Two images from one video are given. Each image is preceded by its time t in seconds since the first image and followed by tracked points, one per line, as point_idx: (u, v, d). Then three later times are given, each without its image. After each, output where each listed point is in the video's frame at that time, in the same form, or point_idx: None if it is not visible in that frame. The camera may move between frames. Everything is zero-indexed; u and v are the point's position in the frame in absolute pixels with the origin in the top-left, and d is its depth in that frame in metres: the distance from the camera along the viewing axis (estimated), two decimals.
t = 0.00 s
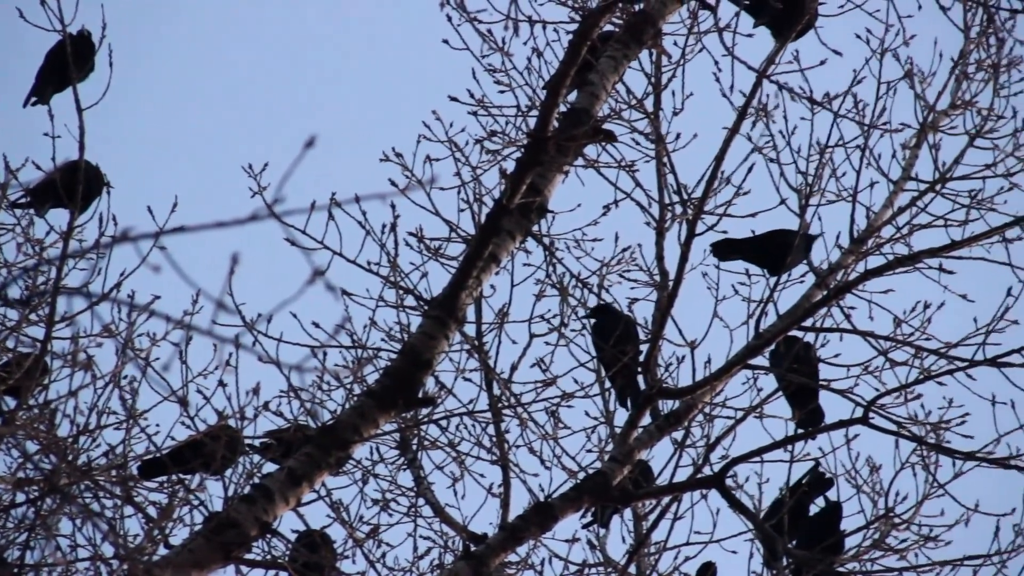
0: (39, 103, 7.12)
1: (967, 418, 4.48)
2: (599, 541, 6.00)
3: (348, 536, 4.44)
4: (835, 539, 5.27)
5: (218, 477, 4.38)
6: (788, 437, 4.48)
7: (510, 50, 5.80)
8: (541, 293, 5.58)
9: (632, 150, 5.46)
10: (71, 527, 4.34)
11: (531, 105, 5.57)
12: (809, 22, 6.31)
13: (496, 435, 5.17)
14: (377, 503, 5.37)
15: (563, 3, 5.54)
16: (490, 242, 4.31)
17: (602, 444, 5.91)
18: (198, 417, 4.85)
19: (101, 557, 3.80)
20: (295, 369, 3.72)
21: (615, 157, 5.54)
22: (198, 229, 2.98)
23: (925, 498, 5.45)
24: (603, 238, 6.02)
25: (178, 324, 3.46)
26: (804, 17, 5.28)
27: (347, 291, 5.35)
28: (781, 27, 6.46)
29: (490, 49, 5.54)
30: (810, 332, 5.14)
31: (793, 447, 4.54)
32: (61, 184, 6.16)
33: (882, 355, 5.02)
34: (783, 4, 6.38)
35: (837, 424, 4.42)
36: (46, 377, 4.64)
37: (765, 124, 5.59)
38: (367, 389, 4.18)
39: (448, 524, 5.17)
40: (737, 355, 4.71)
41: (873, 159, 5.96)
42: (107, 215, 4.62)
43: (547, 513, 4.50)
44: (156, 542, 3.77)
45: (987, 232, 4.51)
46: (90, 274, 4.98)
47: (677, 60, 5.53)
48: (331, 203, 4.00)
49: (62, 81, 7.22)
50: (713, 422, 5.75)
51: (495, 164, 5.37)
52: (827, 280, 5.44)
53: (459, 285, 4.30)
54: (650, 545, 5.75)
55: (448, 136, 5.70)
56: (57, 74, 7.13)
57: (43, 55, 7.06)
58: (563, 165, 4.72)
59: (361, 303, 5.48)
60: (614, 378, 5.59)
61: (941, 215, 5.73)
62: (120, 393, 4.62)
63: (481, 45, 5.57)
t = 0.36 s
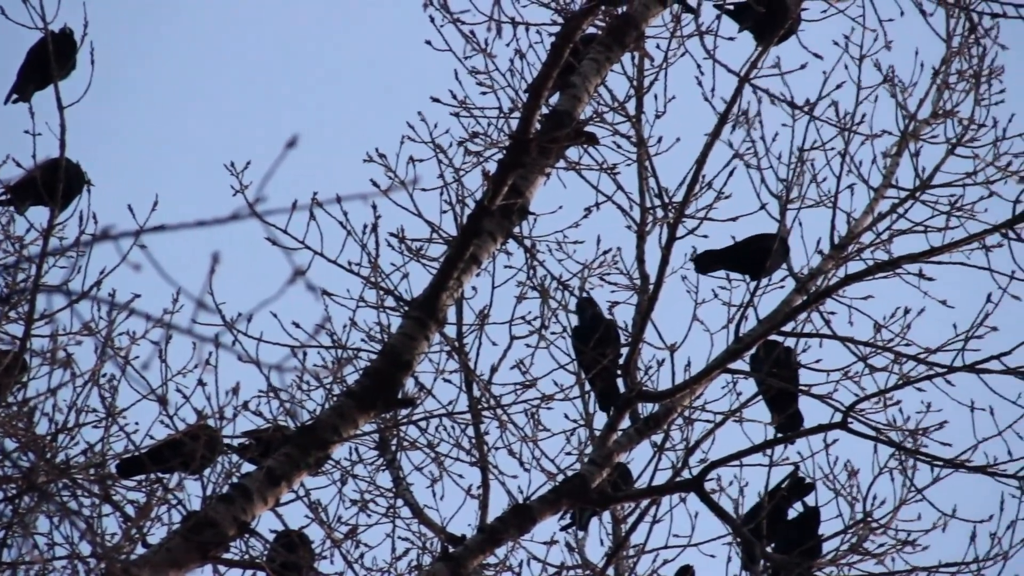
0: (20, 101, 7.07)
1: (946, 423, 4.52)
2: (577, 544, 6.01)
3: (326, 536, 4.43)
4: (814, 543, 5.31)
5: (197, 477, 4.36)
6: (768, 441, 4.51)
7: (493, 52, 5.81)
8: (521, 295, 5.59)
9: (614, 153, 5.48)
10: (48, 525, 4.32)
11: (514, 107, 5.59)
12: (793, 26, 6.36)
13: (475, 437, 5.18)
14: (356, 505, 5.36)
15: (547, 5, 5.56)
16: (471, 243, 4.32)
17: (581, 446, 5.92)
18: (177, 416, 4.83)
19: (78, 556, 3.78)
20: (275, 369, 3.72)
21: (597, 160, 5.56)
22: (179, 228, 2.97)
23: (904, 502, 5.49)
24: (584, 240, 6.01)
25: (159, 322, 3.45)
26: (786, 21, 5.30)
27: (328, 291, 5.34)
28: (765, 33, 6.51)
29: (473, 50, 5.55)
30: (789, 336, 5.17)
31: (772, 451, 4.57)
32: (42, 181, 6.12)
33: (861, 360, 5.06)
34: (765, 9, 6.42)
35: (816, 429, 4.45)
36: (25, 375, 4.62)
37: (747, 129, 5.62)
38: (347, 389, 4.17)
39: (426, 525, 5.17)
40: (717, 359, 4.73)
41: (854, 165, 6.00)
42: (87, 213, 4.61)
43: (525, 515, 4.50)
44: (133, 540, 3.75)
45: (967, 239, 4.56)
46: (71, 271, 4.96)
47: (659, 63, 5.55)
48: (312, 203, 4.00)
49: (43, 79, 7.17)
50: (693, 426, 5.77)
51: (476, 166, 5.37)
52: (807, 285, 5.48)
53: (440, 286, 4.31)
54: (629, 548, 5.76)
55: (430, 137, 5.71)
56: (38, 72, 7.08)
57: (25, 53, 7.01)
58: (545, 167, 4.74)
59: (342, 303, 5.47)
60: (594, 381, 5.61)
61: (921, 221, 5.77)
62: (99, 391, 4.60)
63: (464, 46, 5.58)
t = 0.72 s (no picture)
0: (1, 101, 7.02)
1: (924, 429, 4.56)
2: (556, 548, 6.02)
3: (305, 538, 4.42)
4: (793, 547, 5.33)
5: (175, 478, 4.34)
6: (747, 446, 4.54)
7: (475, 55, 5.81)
8: (502, 298, 5.60)
9: (595, 157, 5.50)
10: (26, 526, 4.29)
11: (496, 110, 5.59)
12: (774, 32, 6.41)
13: (455, 440, 5.18)
14: (334, 507, 5.35)
15: (530, 9, 5.57)
16: (451, 246, 4.32)
17: (560, 451, 5.94)
18: (157, 417, 4.81)
19: (56, 556, 3.76)
20: (255, 370, 3.70)
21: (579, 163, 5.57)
22: (159, 228, 2.96)
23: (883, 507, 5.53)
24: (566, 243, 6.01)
25: (139, 323, 3.43)
26: (769, 26, 5.32)
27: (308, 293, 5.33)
28: (748, 38, 6.54)
29: (456, 53, 5.56)
30: (769, 341, 5.20)
31: (751, 456, 4.60)
32: (22, 182, 6.07)
33: (841, 367, 5.10)
34: (749, 15, 6.45)
35: (795, 434, 4.48)
36: (3, 374, 4.58)
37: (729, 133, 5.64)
38: (326, 392, 4.17)
39: (405, 528, 5.16)
40: (697, 364, 4.76)
41: (836, 171, 6.04)
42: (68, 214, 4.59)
43: (504, 519, 4.51)
44: (112, 541, 3.73)
45: (947, 246, 4.60)
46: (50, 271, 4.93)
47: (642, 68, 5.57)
48: (292, 204, 3.99)
49: (25, 79, 7.12)
50: (672, 431, 5.79)
51: (457, 168, 5.38)
52: (788, 290, 5.51)
53: (420, 289, 4.31)
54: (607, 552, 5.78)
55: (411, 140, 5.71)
56: (20, 72, 7.03)
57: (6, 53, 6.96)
58: (527, 171, 4.75)
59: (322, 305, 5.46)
60: (574, 384, 5.62)
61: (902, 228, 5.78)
62: (78, 392, 4.57)
63: (447, 49, 5.58)
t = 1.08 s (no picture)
0: None
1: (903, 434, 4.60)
2: (535, 550, 6.02)
3: (284, 539, 4.41)
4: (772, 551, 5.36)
5: (155, 478, 4.33)
6: (727, 450, 4.57)
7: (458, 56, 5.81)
8: (484, 301, 5.60)
9: (578, 160, 5.51)
10: (4, 525, 4.26)
11: (479, 113, 5.60)
12: (758, 37, 6.43)
13: (435, 442, 5.18)
14: (314, 508, 5.33)
15: (513, 11, 5.59)
16: (434, 248, 4.33)
17: (540, 453, 5.95)
18: (137, 417, 4.79)
19: (34, 556, 3.74)
20: (236, 371, 3.69)
21: (560, 167, 5.58)
22: (142, 227, 2.95)
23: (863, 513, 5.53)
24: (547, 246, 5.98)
25: (120, 323, 3.41)
26: (752, 31, 5.35)
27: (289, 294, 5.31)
28: (731, 42, 6.56)
29: (439, 55, 5.56)
30: (750, 345, 5.23)
31: (731, 460, 4.63)
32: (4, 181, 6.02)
33: (821, 371, 5.13)
34: (733, 19, 6.47)
35: (776, 439, 4.51)
36: None
37: (711, 137, 5.65)
38: (307, 393, 4.16)
39: (384, 529, 5.16)
40: (678, 367, 4.78)
41: (817, 176, 6.07)
42: (49, 213, 4.57)
43: (483, 521, 4.52)
44: (90, 541, 3.72)
45: (928, 252, 4.64)
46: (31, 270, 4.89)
47: (625, 71, 5.58)
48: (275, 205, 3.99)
49: (7, 78, 7.07)
50: (652, 434, 5.80)
51: (440, 170, 5.38)
52: (770, 295, 5.54)
53: (402, 290, 4.31)
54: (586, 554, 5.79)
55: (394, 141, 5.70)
56: (3, 70, 6.98)
57: None
58: (509, 173, 4.76)
59: (303, 306, 5.45)
60: (554, 387, 5.63)
61: (882, 234, 5.68)
62: (58, 391, 4.55)
63: (430, 51, 5.58)
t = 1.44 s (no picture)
0: None
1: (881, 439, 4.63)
2: (514, 552, 6.02)
3: (262, 539, 4.40)
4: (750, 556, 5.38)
5: (133, 477, 4.30)
6: (706, 454, 4.59)
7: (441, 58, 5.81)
8: (464, 302, 5.60)
9: (559, 162, 5.52)
10: None
11: (461, 114, 5.61)
12: (741, 41, 6.47)
13: (414, 443, 5.18)
14: (292, 508, 5.32)
15: (496, 13, 5.60)
16: (415, 249, 4.33)
17: (519, 456, 5.95)
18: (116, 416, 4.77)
19: (11, 555, 3.71)
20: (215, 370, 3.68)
21: (542, 169, 5.59)
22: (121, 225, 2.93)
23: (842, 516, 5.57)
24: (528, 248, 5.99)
25: (99, 321, 3.40)
26: (734, 35, 5.39)
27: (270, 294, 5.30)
28: (714, 46, 6.59)
29: (422, 56, 5.56)
30: (730, 349, 5.26)
31: (710, 464, 4.65)
32: None
33: (800, 376, 5.16)
34: (716, 24, 6.50)
35: (755, 443, 4.54)
36: None
37: (692, 141, 5.68)
38: (286, 393, 4.15)
39: (363, 530, 5.15)
40: (658, 371, 4.80)
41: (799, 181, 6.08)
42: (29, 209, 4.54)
43: (462, 522, 4.53)
44: (68, 539, 3.70)
45: (909, 258, 4.69)
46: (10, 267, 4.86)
47: (608, 74, 5.60)
48: (256, 204, 3.98)
49: None
50: (631, 437, 5.82)
51: (422, 171, 5.37)
52: (750, 299, 5.57)
53: (382, 291, 4.31)
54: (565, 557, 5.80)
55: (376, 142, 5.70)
56: None
57: None
58: (491, 175, 4.77)
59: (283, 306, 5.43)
60: (534, 389, 5.64)
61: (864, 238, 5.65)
62: (36, 389, 4.52)
63: (413, 52, 5.58)
